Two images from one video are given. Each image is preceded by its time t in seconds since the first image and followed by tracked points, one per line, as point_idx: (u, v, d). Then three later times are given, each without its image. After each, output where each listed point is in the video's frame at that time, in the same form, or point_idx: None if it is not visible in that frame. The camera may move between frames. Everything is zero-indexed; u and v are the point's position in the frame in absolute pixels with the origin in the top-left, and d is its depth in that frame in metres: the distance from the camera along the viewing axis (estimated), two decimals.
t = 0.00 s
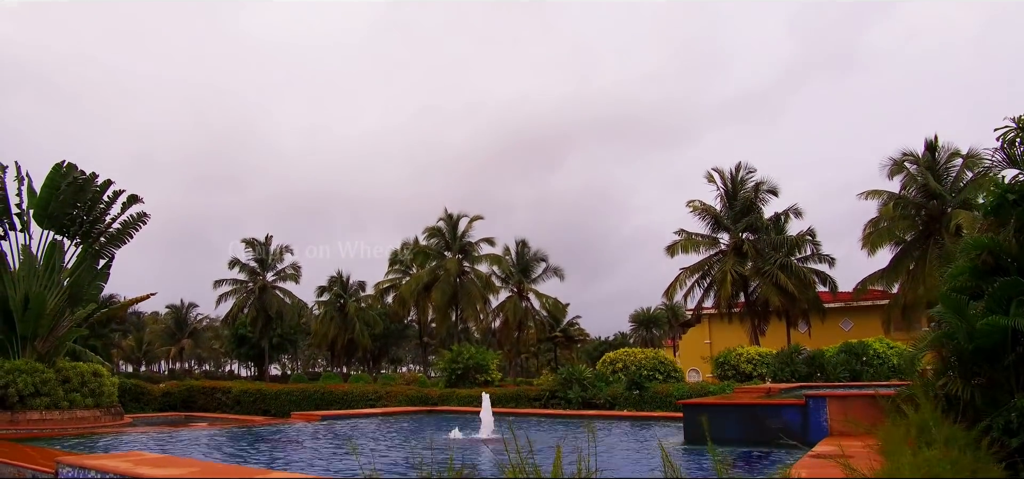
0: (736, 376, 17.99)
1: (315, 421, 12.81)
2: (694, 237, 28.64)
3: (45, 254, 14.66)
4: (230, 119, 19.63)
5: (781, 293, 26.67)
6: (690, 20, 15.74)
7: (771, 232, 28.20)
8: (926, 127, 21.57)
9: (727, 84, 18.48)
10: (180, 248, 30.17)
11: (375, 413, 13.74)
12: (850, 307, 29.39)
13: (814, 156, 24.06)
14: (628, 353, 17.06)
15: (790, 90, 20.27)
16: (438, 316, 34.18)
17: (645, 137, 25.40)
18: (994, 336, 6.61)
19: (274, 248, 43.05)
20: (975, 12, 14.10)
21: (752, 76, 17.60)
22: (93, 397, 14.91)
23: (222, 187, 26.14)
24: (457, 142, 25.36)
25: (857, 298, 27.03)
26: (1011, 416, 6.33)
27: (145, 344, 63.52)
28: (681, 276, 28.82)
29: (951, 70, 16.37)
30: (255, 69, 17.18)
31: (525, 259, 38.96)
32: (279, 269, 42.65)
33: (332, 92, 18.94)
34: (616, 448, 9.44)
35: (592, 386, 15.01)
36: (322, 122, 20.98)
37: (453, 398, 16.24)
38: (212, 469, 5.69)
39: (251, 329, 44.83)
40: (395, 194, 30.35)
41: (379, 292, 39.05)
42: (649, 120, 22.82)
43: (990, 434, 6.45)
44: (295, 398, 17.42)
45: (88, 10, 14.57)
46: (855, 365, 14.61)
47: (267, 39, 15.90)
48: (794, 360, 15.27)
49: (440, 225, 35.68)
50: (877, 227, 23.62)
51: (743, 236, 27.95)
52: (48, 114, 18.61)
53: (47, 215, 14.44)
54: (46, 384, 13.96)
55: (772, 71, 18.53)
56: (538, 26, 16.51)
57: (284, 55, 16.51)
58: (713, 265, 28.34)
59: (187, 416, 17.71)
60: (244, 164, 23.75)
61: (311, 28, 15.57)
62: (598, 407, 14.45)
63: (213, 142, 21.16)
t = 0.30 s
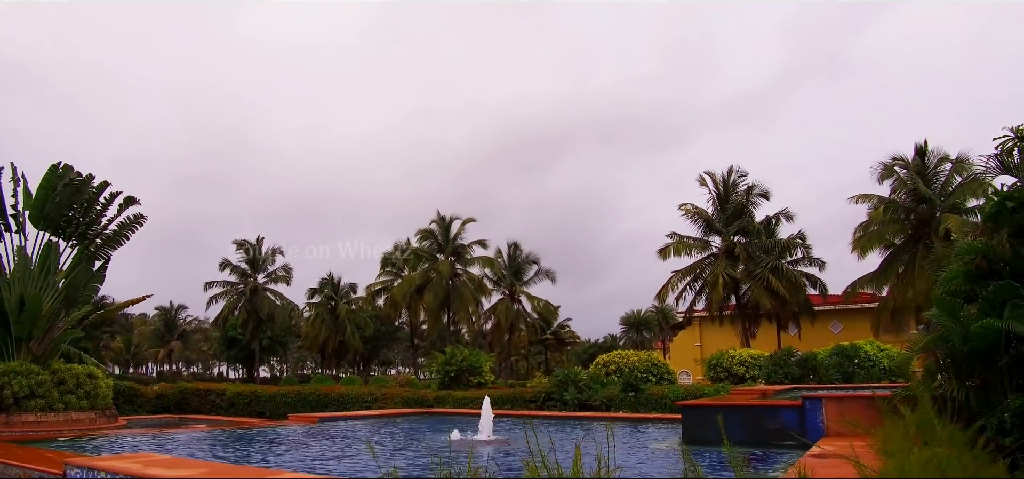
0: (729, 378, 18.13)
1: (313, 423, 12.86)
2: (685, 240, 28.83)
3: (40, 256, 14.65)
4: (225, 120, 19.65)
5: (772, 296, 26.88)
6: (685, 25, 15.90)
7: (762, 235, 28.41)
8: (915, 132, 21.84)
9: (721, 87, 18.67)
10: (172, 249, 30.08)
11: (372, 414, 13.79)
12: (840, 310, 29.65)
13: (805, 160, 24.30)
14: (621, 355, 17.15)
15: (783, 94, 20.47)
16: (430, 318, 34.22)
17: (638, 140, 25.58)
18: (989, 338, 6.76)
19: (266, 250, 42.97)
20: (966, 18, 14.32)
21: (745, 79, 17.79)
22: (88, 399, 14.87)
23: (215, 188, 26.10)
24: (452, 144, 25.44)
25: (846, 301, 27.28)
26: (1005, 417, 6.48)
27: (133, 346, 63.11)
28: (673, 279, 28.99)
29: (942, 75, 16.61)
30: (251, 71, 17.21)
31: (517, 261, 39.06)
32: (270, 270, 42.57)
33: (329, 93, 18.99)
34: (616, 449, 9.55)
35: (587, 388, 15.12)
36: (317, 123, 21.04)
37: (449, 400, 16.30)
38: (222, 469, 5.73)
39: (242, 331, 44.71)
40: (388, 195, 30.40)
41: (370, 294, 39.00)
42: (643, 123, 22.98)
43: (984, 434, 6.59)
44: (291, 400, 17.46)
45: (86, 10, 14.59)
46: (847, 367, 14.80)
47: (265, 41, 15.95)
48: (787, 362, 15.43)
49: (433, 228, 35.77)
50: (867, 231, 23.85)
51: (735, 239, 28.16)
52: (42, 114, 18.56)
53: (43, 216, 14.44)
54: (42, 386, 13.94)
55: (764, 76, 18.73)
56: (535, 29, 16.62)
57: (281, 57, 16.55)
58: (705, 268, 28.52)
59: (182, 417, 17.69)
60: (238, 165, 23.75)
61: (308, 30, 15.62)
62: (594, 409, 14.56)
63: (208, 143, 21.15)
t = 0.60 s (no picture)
0: (716, 380, 18.28)
1: (305, 424, 12.83)
2: (672, 242, 29.05)
3: (27, 256, 14.52)
4: (214, 120, 19.56)
5: (757, 298, 27.14)
6: (675, 32, 16.10)
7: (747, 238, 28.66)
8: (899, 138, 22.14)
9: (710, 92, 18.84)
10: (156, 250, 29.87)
11: (364, 416, 13.80)
12: (823, 313, 29.99)
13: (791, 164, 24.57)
14: (609, 357, 17.23)
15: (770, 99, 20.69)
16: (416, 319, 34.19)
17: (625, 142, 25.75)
18: (978, 339, 6.90)
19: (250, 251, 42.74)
20: (952, 25, 14.58)
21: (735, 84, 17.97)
22: (75, 401, 14.75)
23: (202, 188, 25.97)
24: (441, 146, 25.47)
25: (830, 303, 27.59)
26: (993, 416, 6.64)
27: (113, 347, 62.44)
28: (658, 281, 29.20)
29: (929, 82, 16.85)
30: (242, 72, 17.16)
31: (503, 263, 39.14)
32: (254, 272, 42.30)
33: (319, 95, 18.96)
34: (610, 449, 9.66)
35: (577, 390, 15.20)
36: (307, 125, 21.01)
37: (439, 402, 16.30)
38: (225, 469, 5.75)
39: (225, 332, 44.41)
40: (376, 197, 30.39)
41: (355, 296, 38.87)
42: (632, 127, 23.12)
43: (973, 433, 6.74)
44: (279, 401, 17.41)
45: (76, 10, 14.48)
46: (833, 369, 14.97)
47: (256, 43, 15.92)
48: (775, 363, 15.58)
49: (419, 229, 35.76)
50: (851, 234, 24.12)
51: (720, 242, 28.39)
52: (28, 112, 18.39)
53: (30, 216, 14.32)
54: (28, 388, 13.81)
55: (753, 80, 18.93)
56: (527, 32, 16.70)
57: (273, 58, 16.51)
58: (691, 270, 28.75)
59: (168, 420, 17.55)
60: (225, 165, 23.64)
61: (300, 33, 15.61)
62: (584, 410, 14.64)
63: (196, 144, 21.03)
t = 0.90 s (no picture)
0: (701, 381, 18.46)
1: (296, 425, 12.80)
2: (655, 244, 29.29)
3: (11, 255, 14.37)
4: (199, 119, 19.46)
5: (739, 301, 27.42)
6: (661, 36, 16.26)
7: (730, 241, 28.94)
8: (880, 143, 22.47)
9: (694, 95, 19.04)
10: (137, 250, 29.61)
11: (353, 416, 13.81)
12: (804, 315, 30.35)
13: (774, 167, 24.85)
14: (595, 358, 17.32)
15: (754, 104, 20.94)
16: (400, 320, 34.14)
17: (610, 144, 25.91)
18: (965, 342, 7.08)
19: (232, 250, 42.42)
20: (932, 32, 14.86)
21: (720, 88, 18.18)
22: (60, 402, 14.63)
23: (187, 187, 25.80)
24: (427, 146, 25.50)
25: (811, 306, 27.92)
26: (978, 417, 6.80)
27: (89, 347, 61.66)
28: (642, 283, 29.42)
29: (910, 88, 17.14)
30: (231, 71, 17.13)
31: (486, 264, 39.18)
32: (235, 271, 41.97)
33: (307, 96, 18.95)
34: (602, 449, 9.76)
35: (565, 391, 15.29)
36: (293, 125, 20.94)
37: (427, 402, 16.32)
38: (228, 471, 5.77)
39: (206, 333, 44.04)
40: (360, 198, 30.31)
41: (338, 296, 38.71)
42: (619, 130, 23.30)
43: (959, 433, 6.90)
44: (265, 402, 17.35)
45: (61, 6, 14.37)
46: (818, 370, 15.17)
47: (246, 41, 15.91)
48: (760, 365, 15.77)
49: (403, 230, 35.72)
50: (832, 238, 24.42)
51: (704, 245, 28.66)
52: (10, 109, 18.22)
53: (14, 215, 14.16)
54: (12, 388, 13.67)
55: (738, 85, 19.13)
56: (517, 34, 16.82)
57: (263, 57, 16.49)
58: (674, 272, 28.98)
59: (152, 421, 17.41)
60: (210, 163, 23.51)
61: (291, 31, 15.60)
62: (572, 411, 14.73)
63: (180, 143, 20.91)
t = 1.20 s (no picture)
0: (685, 383, 18.65)
1: (286, 426, 12.79)
2: (640, 247, 29.53)
3: None
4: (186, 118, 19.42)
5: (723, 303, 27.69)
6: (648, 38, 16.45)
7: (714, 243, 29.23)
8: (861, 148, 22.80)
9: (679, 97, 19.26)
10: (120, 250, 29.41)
11: (342, 417, 13.85)
12: (785, 318, 30.70)
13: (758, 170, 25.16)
14: (581, 360, 17.43)
15: (738, 108, 21.23)
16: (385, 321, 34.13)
17: (596, 146, 26.10)
18: (946, 345, 7.28)
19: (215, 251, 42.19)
20: (913, 38, 15.15)
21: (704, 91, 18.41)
22: (45, 403, 14.57)
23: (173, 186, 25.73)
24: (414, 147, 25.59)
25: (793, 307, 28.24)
26: (959, 416, 7.00)
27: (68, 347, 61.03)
28: (627, 285, 29.64)
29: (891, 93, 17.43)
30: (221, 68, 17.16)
31: (471, 266, 39.28)
32: (219, 272, 41.74)
33: (293, 97, 18.99)
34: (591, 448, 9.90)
35: (552, 392, 15.40)
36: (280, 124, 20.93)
37: (415, 403, 16.39)
38: (229, 471, 5.83)
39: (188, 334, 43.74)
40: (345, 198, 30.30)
41: (322, 297, 38.62)
42: (605, 132, 23.51)
43: (941, 432, 7.10)
44: (252, 403, 17.34)
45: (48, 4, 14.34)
46: (801, 371, 15.39)
47: (236, 39, 15.93)
48: (744, 366, 15.99)
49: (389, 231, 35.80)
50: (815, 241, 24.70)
51: (688, 247, 28.92)
52: None
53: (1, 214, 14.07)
54: None
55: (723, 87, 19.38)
56: (504, 34, 16.96)
57: (252, 55, 16.53)
58: (658, 275, 29.21)
59: (137, 422, 17.32)
60: (196, 162, 23.43)
61: (281, 30, 15.64)
62: (559, 412, 14.86)
63: (166, 142, 20.85)
